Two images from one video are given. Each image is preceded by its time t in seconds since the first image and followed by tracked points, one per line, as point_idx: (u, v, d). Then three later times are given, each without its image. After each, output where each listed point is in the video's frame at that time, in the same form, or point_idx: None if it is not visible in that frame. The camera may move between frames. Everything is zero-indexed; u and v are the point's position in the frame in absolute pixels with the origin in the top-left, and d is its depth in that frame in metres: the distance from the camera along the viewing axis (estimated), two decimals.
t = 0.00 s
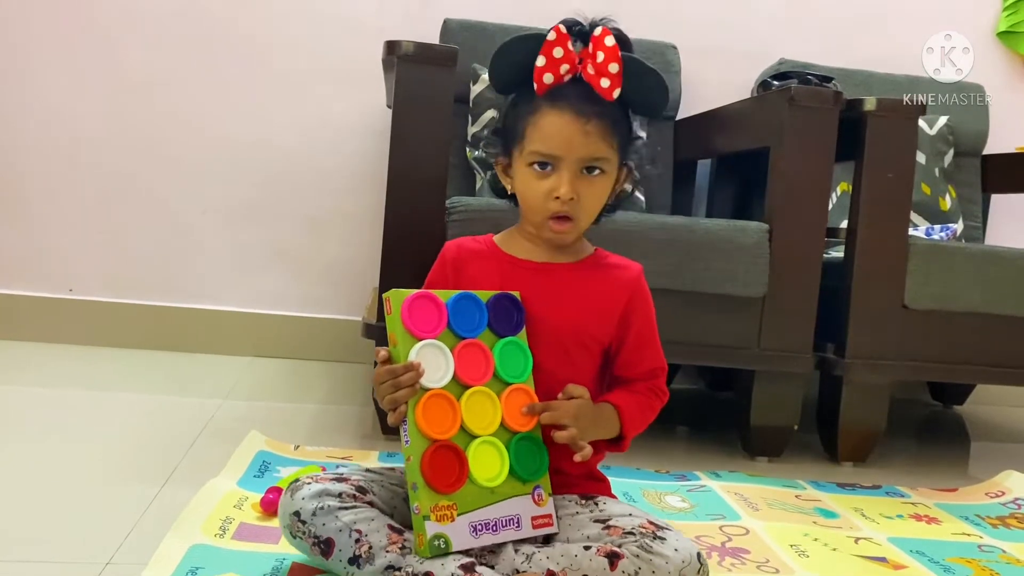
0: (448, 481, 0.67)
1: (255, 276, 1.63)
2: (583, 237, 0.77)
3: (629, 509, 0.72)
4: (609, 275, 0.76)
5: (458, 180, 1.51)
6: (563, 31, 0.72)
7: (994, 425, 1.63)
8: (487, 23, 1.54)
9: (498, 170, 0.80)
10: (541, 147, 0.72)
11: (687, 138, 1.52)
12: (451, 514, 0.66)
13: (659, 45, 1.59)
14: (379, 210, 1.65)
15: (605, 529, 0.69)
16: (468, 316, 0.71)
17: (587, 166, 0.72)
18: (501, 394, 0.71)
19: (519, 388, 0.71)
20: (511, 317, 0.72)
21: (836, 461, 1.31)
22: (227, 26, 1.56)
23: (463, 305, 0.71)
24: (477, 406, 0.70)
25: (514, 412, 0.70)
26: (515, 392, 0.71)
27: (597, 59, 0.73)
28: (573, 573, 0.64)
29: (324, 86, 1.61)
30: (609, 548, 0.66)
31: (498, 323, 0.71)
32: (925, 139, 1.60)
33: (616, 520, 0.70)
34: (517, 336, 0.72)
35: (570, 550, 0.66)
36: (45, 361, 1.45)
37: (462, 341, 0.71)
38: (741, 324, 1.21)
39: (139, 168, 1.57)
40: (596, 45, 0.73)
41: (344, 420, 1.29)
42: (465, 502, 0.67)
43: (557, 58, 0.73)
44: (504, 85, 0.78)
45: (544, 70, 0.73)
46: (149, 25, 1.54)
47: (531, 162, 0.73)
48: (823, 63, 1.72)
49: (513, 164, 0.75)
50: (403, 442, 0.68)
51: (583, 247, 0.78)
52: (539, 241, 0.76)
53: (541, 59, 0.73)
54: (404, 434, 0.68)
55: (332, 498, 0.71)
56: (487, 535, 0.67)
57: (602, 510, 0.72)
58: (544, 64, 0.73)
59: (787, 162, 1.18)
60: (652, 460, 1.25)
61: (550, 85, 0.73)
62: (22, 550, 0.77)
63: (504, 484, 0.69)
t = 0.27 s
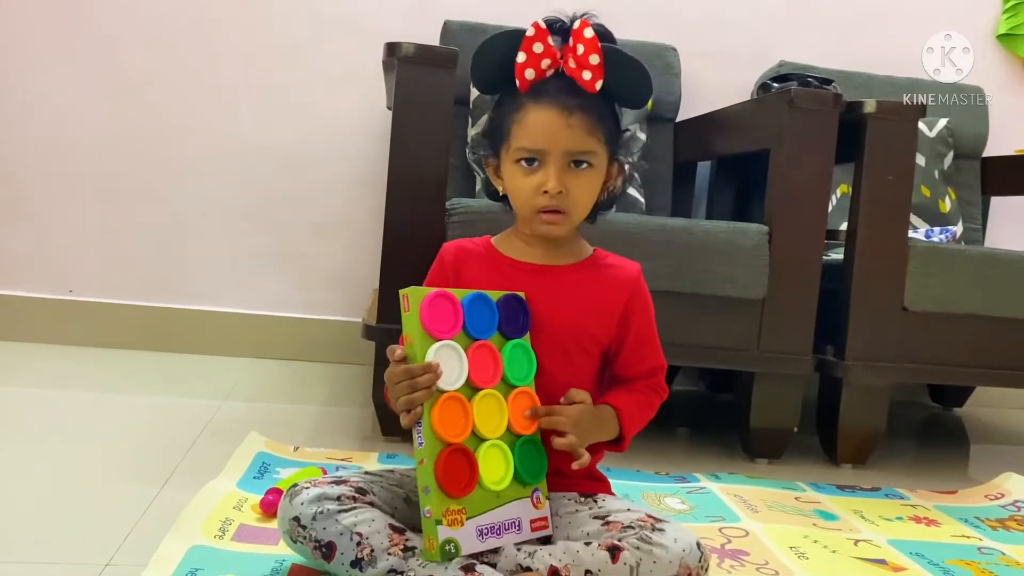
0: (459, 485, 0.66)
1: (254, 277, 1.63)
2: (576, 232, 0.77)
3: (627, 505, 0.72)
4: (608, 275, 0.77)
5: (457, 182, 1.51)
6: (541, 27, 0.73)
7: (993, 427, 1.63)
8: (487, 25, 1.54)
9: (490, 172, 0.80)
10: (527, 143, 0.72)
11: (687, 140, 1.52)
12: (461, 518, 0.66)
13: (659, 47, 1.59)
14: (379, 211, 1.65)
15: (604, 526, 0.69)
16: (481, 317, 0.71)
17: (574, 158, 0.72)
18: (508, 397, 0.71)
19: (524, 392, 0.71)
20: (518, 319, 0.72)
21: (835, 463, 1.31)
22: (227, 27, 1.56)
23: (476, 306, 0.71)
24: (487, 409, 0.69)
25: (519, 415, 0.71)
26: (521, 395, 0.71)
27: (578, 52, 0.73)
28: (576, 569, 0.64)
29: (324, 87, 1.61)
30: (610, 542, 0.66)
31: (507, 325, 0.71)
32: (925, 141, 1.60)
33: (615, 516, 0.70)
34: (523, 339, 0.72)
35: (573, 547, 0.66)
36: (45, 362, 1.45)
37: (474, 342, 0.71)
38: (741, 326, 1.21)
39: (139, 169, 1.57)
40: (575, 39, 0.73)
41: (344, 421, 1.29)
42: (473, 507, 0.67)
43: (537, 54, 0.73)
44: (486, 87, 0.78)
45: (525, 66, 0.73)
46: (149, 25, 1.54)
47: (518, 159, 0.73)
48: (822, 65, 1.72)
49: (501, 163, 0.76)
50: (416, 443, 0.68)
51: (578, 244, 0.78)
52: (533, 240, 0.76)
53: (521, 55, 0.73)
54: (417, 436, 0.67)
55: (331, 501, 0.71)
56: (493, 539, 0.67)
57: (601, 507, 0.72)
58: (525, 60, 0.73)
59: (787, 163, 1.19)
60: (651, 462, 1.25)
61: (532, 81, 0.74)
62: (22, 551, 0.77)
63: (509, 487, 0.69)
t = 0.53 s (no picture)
0: (461, 486, 0.66)
1: (254, 278, 1.63)
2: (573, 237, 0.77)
3: (627, 510, 0.72)
4: (607, 278, 0.76)
5: (458, 183, 1.51)
6: (537, 38, 0.71)
7: (993, 430, 1.63)
8: (486, 27, 1.55)
9: (486, 176, 0.80)
10: (522, 154, 0.72)
11: (687, 142, 1.53)
12: (463, 519, 0.66)
13: (659, 49, 1.59)
14: (378, 212, 1.65)
15: (604, 530, 0.69)
16: (482, 319, 0.71)
17: (569, 168, 0.72)
18: (508, 399, 0.71)
19: (524, 394, 0.71)
20: (519, 321, 0.72)
21: (835, 465, 1.31)
22: (227, 28, 1.57)
23: (478, 308, 0.71)
24: (488, 411, 0.69)
25: (519, 418, 0.70)
26: (521, 397, 0.71)
27: (574, 63, 0.72)
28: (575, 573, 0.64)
29: (324, 88, 1.61)
30: (610, 547, 0.66)
31: (508, 327, 0.71)
32: (925, 143, 1.60)
33: (615, 521, 0.70)
34: (523, 341, 0.72)
35: (573, 551, 0.66)
36: (45, 363, 1.45)
37: (475, 344, 0.70)
38: (740, 328, 1.21)
39: (139, 170, 1.57)
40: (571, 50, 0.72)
41: (343, 423, 1.29)
42: (475, 508, 0.67)
43: (533, 65, 0.72)
44: (479, 94, 0.77)
45: (521, 77, 0.72)
46: (149, 26, 1.54)
47: (514, 171, 0.73)
48: (822, 67, 1.72)
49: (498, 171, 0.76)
50: (418, 445, 0.68)
51: (577, 248, 0.78)
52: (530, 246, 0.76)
53: (516, 66, 0.72)
54: (420, 438, 0.67)
55: (335, 496, 0.71)
56: (494, 541, 0.67)
57: (601, 511, 0.72)
58: (520, 72, 0.72)
59: (787, 165, 1.19)
60: (651, 463, 1.25)
61: (528, 93, 0.73)
62: (21, 552, 0.77)
63: (510, 489, 0.69)
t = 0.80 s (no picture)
0: (455, 483, 0.66)
1: (254, 278, 1.63)
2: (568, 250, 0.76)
3: (625, 508, 0.72)
4: (601, 280, 0.76)
5: (457, 185, 1.51)
6: (528, 88, 0.68)
7: (993, 432, 1.63)
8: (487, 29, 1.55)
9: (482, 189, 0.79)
10: (508, 197, 0.69)
11: (687, 144, 1.53)
12: (459, 516, 0.66)
13: (659, 50, 1.60)
14: (378, 214, 1.65)
15: (601, 527, 0.69)
16: (468, 322, 0.71)
17: (556, 214, 0.69)
18: (499, 399, 0.71)
19: (515, 394, 0.71)
20: (506, 323, 0.73)
21: (835, 466, 1.31)
22: (227, 30, 1.57)
23: (463, 311, 0.72)
24: (478, 411, 0.70)
25: (512, 417, 0.71)
26: (512, 397, 0.71)
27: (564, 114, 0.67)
28: (574, 571, 0.64)
29: (324, 89, 1.61)
30: (608, 544, 0.66)
31: (495, 329, 0.72)
32: (924, 145, 1.60)
33: (613, 518, 0.70)
34: (512, 343, 0.73)
35: (571, 548, 0.66)
36: (45, 364, 1.44)
37: (463, 345, 0.71)
38: (740, 329, 1.21)
39: (139, 171, 1.57)
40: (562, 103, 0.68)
41: (343, 424, 1.29)
42: (470, 505, 0.67)
43: (522, 115, 0.68)
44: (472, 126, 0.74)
45: (508, 125, 0.68)
46: (149, 27, 1.54)
47: (500, 205, 0.70)
48: (822, 69, 1.72)
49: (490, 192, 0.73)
50: (411, 444, 0.68)
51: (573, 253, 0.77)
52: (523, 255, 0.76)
53: (505, 116, 0.69)
54: (412, 437, 0.67)
55: (337, 492, 0.71)
56: (492, 538, 0.67)
57: (599, 509, 0.72)
58: (508, 121, 0.68)
59: (786, 167, 1.19)
60: (650, 465, 1.25)
61: (516, 141, 0.69)
62: (20, 553, 0.77)
63: (505, 487, 0.69)
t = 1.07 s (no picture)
0: (452, 481, 0.66)
1: (254, 279, 1.63)
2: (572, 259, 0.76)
3: (628, 515, 0.72)
4: (600, 285, 0.76)
5: (457, 186, 1.52)
6: (570, 141, 0.67)
7: (993, 433, 1.63)
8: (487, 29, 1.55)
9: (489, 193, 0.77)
10: (526, 232, 0.68)
11: (687, 145, 1.53)
12: (457, 514, 0.66)
13: (659, 51, 1.60)
14: (378, 214, 1.65)
15: (603, 533, 0.69)
16: (464, 321, 0.71)
17: (571, 251, 0.69)
18: (496, 399, 0.71)
19: (513, 394, 0.71)
20: (502, 323, 0.73)
21: (834, 468, 1.31)
22: (228, 30, 1.57)
23: (459, 311, 0.72)
24: (476, 410, 0.70)
25: (509, 416, 0.71)
26: (510, 397, 0.71)
27: (600, 172, 0.67)
28: None
29: (325, 90, 1.61)
30: (608, 553, 0.66)
31: (492, 328, 0.72)
32: (924, 146, 1.60)
33: (615, 525, 0.70)
34: (509, 342, 0.73)
35: (570, 554, 0.66)
36: (45, 365, 1.44)
37: (460, 345, 0.71)
38: (740, 330, 1.21)
39: (139, 172, 1.57)
40: (601, 160, 0.67)
41: (343, 425, 1.29)
42: (469, 504, 0.67)
43: (559, 163, 0.67)
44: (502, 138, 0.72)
45: (543, 171, 0.67)
46: (149, 28, 1.54)
47: (515, 231, 0.70)
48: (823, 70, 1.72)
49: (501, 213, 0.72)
50: (407, 444, 0.68)
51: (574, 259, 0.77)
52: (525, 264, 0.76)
53: (541, 160, 0.67)
54: (408, 436, 0.68)
55: (337, 494, 0.71)
56: (491, 537, 0.67)
57: (602, 514, 0.71)
58: (543, 165, 0.67)
59: (786, 169, 1.19)
60: (650, 466, 1.25)
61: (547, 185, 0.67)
62: (20, 553, 0.77)
63: (504, 485, 0.69)
